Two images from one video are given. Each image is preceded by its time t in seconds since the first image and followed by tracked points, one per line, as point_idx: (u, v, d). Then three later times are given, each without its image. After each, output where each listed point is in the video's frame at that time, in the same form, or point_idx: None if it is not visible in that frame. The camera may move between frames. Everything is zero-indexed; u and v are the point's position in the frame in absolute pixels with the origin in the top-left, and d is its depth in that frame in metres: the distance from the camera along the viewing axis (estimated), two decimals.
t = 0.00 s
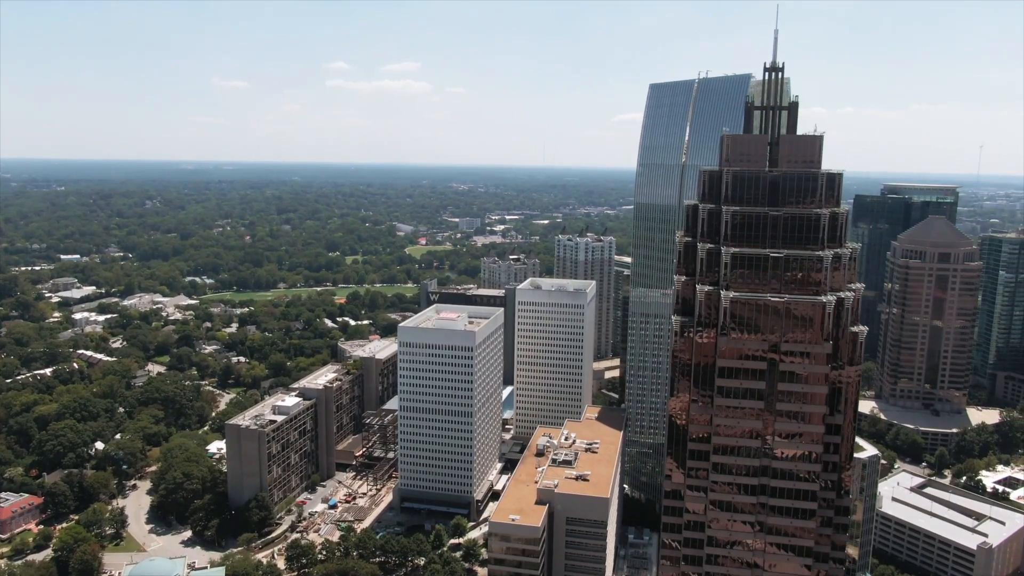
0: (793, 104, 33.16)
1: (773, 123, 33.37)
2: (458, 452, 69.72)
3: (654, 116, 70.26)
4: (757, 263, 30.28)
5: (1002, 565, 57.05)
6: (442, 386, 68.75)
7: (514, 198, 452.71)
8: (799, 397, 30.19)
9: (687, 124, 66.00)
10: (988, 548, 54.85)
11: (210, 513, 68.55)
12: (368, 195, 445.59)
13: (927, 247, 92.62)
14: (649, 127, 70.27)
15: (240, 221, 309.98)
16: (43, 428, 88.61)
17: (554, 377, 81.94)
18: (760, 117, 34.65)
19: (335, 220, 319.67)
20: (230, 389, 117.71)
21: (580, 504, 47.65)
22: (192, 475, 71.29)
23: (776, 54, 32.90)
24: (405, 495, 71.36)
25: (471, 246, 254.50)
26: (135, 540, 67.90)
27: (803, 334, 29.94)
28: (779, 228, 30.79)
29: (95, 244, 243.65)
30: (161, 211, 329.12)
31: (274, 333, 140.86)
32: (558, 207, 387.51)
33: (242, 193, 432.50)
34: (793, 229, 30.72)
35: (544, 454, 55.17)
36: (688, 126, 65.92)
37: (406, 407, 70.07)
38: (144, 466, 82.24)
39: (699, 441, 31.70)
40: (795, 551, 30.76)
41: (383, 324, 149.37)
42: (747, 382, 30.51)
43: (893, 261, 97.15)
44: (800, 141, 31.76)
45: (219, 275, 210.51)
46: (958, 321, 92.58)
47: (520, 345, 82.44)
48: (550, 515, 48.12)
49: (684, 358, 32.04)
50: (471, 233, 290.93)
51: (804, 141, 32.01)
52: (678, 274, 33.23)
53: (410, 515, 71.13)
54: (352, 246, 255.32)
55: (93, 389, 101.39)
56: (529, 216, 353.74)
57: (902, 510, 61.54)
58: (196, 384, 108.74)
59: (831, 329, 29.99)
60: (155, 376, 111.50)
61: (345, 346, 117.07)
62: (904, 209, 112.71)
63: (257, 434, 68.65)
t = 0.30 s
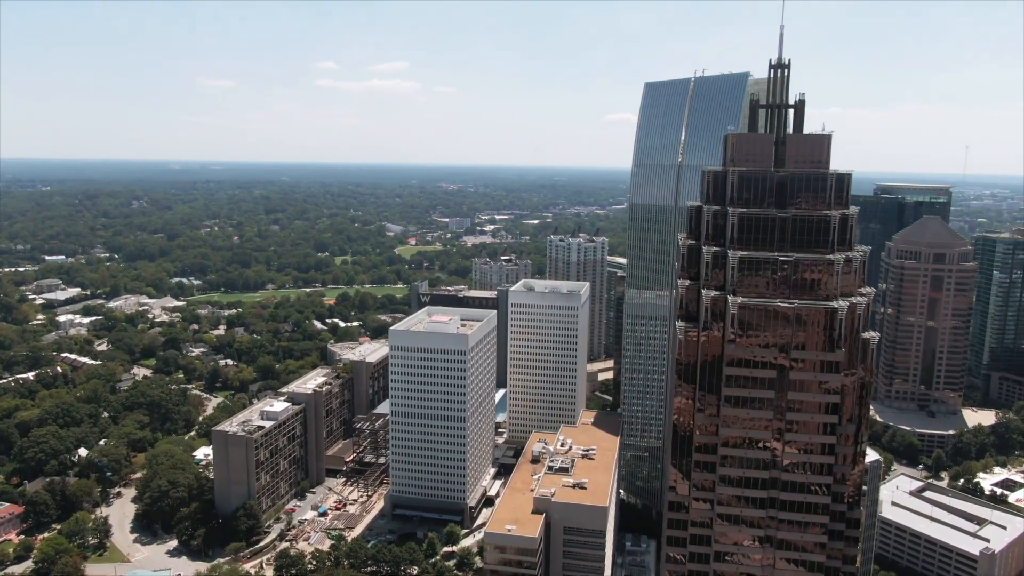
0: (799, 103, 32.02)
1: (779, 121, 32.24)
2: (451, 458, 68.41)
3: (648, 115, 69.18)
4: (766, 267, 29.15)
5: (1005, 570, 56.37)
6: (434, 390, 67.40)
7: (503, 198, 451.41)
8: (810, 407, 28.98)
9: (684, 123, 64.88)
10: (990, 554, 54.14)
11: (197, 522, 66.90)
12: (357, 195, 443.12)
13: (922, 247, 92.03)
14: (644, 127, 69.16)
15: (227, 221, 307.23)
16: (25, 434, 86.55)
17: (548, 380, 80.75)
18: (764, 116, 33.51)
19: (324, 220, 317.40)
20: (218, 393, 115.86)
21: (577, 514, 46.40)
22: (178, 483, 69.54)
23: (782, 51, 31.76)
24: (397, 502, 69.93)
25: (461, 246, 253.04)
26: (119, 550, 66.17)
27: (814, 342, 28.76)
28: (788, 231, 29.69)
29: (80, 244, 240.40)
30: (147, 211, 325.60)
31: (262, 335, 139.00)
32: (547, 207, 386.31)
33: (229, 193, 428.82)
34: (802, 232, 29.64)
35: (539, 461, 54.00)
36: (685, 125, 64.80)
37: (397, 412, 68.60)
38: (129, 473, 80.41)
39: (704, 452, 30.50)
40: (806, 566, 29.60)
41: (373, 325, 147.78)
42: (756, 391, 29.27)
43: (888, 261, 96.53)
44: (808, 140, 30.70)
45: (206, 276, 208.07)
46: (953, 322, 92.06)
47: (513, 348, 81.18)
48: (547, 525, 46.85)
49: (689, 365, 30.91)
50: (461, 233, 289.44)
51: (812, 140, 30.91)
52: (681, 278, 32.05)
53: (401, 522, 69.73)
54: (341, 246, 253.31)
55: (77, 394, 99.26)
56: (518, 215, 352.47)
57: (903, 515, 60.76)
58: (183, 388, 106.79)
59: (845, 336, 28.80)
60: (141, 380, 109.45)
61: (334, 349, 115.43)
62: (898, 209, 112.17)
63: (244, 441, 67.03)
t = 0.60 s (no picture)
0: (807, 101, 31.02)
1: (786, 119, 31.24)
2: (445, 463, 67.23)
3: (646, 115, 68.29)
4: (775, 270, 28.15)
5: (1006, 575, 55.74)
6: (428, 394, 66.21)
7: (494, 197, 449.94)
8: (819, 416, 28.01)
9: (682, 123, 63.95)
10: (992, 558, 53.34)
11: (185, 530, 65.49)
12: (349, 195, 440.98)
13: (919, 248, 91.44)
14: (642, 126, 68.32)
15: (218, 222, 304.81)
16: (10, 439, 84.80)
17: (543, 383, 79.70)
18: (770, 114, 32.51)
19: (315, 220, 315.40)
20: (207, 396, 114.28)
21: (575, 522, 45.38)
22: (166, 489, 68.07)
23: (789, 46, 30.77)
24: (390, 508, 68.73)
25: (453, 246, 251.59)
26: (105, 558, 64.69)
27: (825, 348, 27.76)
28: (797, 233, 28.70)
29: (68, 245, 237.69)
30: (136, 211, 322.64)
31: (253, 336, 137.39)
32: (539, 207, 385.23)
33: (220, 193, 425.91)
34: (811, 234, 28.64)
35: (535, 467, 52.88)
36: (683, 125, 63.84)
37: (390, 417, 67.42)
38: (116, 479, 78.84)
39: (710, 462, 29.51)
40: None
41: (365, 326, 146.38)
42: (764, 399, 28.24)
43: (884, 262, 95.94)
44: (816, 140, 29.74)
45: (196, 277, 205.98)
46: (950, 323, 91.56)
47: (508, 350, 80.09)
48: (544, 533, 45.75)
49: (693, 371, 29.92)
50: (453, 233, 287.96)
51: (820, 139, 29.94)
52: (685, 283, 31.12)
53: (394, 529, 68.52)
54: (333, 247, 251.54)
55: (64, 398, 97.47)
56: (511, 215, 351.08)
57: (904, 520, 60.08)
58: (172, 392, 105.21)
59: (855, 343, 27.83)
60: (129, 383, 107.76)
61: (326, 351, 114.00)
62: (893, 209, 111.62)
63: (234, 446, 65.66)
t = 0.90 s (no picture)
0: (813, 99, 30.17)
1: (793, 118, 30.40)
2: (439, 468, 66.12)
3: (641, 115, 67.33)
4: (784, 274, 27.19)
5: None
6: (422, 398, 65.08)
7: (486, 198, 448.75)
8: (830, 425, 27.09)
9: (678, 123, 63.06)
10: (994, 563, 52.73)
11: (173, 538, 64.09)
12: (340, 195, 438.79)
13: (915, 248, 91.02)
14: (637, 125, 67.51)
15: (207, 222, 302.07)
16: None
17: (538, 386, 78.70)
18: (774, 112, 31.54)
19: (306, 220, 313.38)
20: (196, 399, 112.69)
21: (574, 530, 44.34)
22: (154, 496, 66.63)
23: (795, 42, 29.85)
24: (383, 514, 67.67)
25: (445, 246, 250.43)
26: (91, 568, 63.20)
27: (837, 355, 26.79)
28: (804, 235, 27.81)
29: (55, 246, 234.78)
30: (124, 211, 319.68)
31: (243, 339, 135.77)
32: (531, 207, 384.28)
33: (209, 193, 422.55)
34: (821, 237, 27.76)
35: (532, 473, 51.81)
36: (680, 125, 62.95)
37: (383, 421, 66.28)
38: (103, 485, 77.28)
39: (717, 472, 28.62)
40: None
41: (357, 328, 145.01)
42: (773, 408, 27.21)
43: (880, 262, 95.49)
44: (824, 138, 28.90)
45: (185, 278, 203.89)
46: (946, 323, 91.19)
47: (502, 352, 79.03)
48: (542, 542, 44.69)
49: (699, 378, 28.94)
50: (445, 233, 286.70)
51: (827, 139, 29.09)
52: (689, 287, 30.25)
53: (388, 535, 67.46)
54: (324, 247, 249.78)
55: (49, 402, 95.70)
56: (502, 215, 349.82)
57: (904, 524, 59.52)
58: (160, 395, 103.64)
59: (867, 349, 26.91)
60: (117, 387, 106.06)
61: (317, 353, 112.66)
62: (888, 208, 111.26)
63: (223, 452, 64.34)
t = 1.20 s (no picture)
0: (822, 96, 29.22)
1: (802, 115, 29.41)
2: (433, 473, 64.93)
3: (639, 112, 66.38)
4: (794, 278, 26.19)
5: None
6: (415, 403, 63.92)
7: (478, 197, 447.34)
8: (843, 434, 26.02)
9: (676, 122, 62.15)
10: (997, 569, 51.98)
11: (161, 547, 62.66)
12: (331, 195, 436.48)
13: (912, 248, 90.46)
14: (634, 123, 66.46)
15: (197, 222, 299.55)
16: None
17: (533, 389, 77.63)
18: (782, 110, 30.55)
19: (296, 221, 311.23)
20: (186, 403, 111.04)
21: (572, 540, 43.28)
22: (141, 503, 65.16)
23: (803, 38, 28.90)
24: (376, 520, 66.42)
25: (437, 246, 249.03)
26: None
27: (850, 363, 25.74)
28: (815, 238, 26.79)
29: (43, 246, 232.02)
30: (113, 211, 316.84)
31: (233, 341, 134.07)
32: (523, 207, 383.01)
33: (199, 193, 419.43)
34: (832, 239, 26.76)
35: (528, 479, 50.72)
36: (678, 124, 62.03)
37: (376, 426, 65.03)
38: (89, 492, 75.73)
39: (724, 482, 27.54)
40: None
41: (348, 329, 143.53)
42: (785, 418, 26.13)
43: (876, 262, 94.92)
44: (834, 137, 27.94)
45: (175, 279, 201.74)
46: (943, 324, 90.70)
47: (496, 355, 77.89)
48: (539, 552, 43.58)
49: (705, 384, 27.99)
50: (437, 233, 285.17)
51: (838, 138, 28.13)
52: (694, 291, 29.22)
53: (381, 542, 66.22)
54: (315, 247, 247.93)
55: (35, 406, 93.93)
56: (494, 215, 348.29)
57: (904, 528, 58.73)
58: (149, 399, 102.06)
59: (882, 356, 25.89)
60: (104, 390, 104.32)
61: (308, 356, 111.22)
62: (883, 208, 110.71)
63: (212, 458, 62.98)
